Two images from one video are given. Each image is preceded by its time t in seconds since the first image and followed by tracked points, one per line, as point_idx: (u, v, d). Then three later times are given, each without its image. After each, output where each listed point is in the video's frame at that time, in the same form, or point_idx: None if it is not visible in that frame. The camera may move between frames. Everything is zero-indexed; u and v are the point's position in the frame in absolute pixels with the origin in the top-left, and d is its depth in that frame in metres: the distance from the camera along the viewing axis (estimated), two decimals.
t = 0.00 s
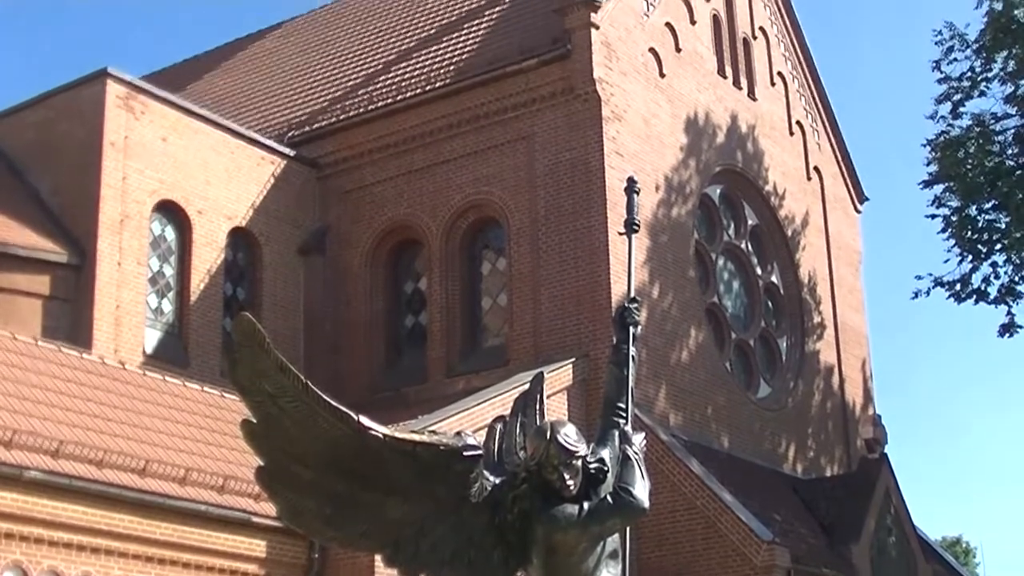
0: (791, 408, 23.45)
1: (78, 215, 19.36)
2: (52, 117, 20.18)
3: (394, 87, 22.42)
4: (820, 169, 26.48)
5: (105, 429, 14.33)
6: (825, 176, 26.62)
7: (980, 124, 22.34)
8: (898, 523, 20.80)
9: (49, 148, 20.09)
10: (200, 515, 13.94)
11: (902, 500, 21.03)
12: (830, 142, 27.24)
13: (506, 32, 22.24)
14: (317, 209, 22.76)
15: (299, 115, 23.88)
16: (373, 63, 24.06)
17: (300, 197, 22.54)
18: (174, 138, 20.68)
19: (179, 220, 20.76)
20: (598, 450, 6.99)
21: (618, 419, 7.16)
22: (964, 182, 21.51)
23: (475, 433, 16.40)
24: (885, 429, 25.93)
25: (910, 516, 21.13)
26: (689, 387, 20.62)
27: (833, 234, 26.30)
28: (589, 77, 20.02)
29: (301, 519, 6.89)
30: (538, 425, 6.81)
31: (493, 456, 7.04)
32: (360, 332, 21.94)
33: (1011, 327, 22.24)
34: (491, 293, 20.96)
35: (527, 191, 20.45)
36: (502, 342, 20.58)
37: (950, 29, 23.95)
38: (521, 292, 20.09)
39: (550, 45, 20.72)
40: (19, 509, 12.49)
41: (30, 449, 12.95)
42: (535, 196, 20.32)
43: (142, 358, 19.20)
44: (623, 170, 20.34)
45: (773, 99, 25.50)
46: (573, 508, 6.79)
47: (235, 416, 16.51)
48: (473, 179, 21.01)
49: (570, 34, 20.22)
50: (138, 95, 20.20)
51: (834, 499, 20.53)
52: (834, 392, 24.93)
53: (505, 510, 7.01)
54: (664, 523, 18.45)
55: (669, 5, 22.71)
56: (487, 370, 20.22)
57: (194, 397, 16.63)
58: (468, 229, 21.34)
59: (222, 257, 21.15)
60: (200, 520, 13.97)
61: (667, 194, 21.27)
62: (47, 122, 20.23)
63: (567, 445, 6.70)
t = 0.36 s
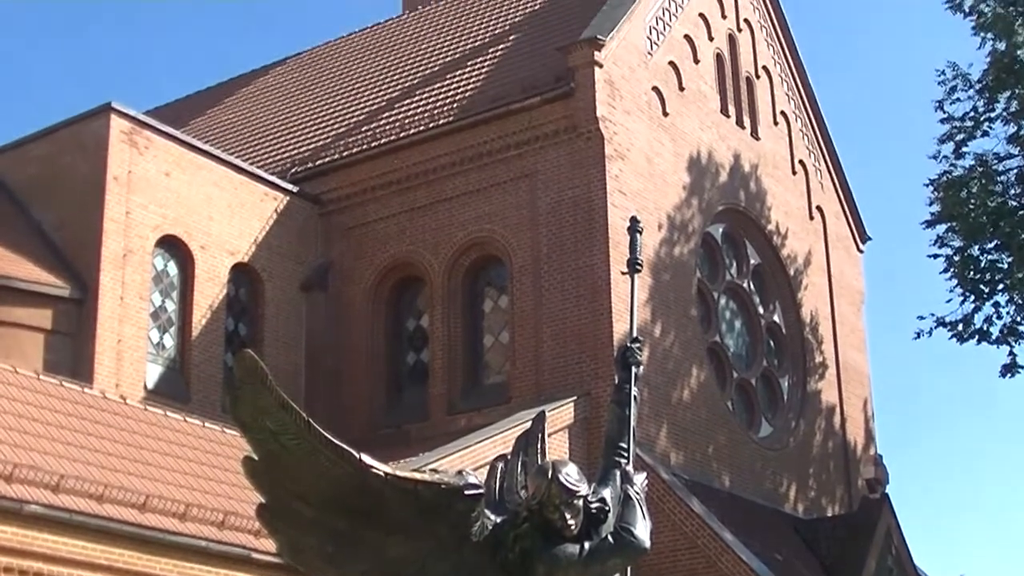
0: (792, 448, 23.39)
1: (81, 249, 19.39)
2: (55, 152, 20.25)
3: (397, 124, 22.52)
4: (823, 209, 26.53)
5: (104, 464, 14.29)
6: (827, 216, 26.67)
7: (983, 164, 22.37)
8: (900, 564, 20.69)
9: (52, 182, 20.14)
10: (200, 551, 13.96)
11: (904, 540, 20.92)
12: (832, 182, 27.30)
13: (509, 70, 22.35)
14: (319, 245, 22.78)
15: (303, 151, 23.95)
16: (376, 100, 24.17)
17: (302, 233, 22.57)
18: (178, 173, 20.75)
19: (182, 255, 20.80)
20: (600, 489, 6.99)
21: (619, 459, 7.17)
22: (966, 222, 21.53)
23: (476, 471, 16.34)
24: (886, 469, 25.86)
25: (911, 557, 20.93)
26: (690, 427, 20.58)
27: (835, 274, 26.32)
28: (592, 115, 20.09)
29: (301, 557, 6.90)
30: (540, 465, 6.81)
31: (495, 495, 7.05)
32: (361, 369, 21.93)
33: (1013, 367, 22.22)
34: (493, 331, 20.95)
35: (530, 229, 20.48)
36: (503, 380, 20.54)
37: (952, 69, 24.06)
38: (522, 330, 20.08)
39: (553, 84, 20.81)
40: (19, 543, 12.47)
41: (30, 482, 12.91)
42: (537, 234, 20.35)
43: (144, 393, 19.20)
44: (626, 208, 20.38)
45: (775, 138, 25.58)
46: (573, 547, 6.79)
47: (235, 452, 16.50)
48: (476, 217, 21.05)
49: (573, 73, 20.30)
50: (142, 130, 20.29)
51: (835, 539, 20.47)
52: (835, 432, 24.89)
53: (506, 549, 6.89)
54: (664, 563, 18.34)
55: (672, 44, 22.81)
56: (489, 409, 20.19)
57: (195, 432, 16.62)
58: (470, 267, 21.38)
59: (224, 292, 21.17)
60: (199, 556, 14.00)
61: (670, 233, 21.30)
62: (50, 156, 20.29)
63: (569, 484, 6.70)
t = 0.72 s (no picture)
0: (797, 485, 23.32)
1: (85, 286, 19.41)
2: (59, 189, 20.34)
3: (401, 162, 22.58)
4: (827, 246, 26.54)
5: (108, 501, 14.27)
6: (832, 253, 26.67)
7: (987, 201, 22.38)
8: None
9: (56, 219, 20.21)
10: None
11: None
12: (837, 219, 27.32)
13: (513, 108, 22.43)
14: (323, 282, 22.80)
15: (308, 188, 24.01)
16: (381, 137, 24.25)
17: (306, 270, 22.59)
18: (182, 210, 20.82)
19: (186, 292, 20.82)
20: (604, 528, 6.83)
21: (624, 497, 7.12)
22: (970, 259, 21.52)
23: (481, 509, 16.30)
24: (891, 506, 25.74)
25: None
26: (694, 464, 20.52)
27: (840, 311, 26.30)
28: (596, 152, 20.15)
29: None
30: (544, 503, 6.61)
31: (498, 534, 6.74)
32: (364, 405, 21.89)
33: (1018, 405, 22.17)
34: (497, 369, 20.92)
35: (534, 266, 20.50)
36: (508, 418, 20.52)
37: (955, 106, 24.14)
38: (527, 368, 20.06)
39: (558, 121, 20.88)
40: None
41: (34, 520, 12.89)
42: (542, 272, 20.37)
43: (148, 430, 19.20)
44: (631, 246, 20.40)
45: (779, 175, 25.63)
46: None
47: (239, 489, 16.47)
48: (480, 254, 21.08)
49: (578, 110, 20.41)
50: (147, 167, 20.38)
51: None
52: (840, 469, 24.79)
53: None
54: None
55: (676, 82, 22.89)
56: (493, 446, 20.14)
57: (199, 469, 16.59)
58: (475, 304, 21.38)
59: (229, 329, 21.18)
60: None
61: (674, 270, 21.31)
62: (54, 193, 20.37)
63: (573, 522, 6.48)
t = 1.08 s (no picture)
0: (800, 524, 23.23)
1: (87, 321, 19.41)
2: (62, 224, 20.38)
3: (404, 200, 22.64)
4: (830, 285, 26.55)
5: (109, 538, 14.23)
6: (834, 291, 26.68)
7: (989, 239, 22.39)
8: None
9: (59, 255, 20.24)
10: None
11: None
12: (839, 258, 27.33)
13: (516, 146, 22.51)
14: (325, 320, 22.81)
15: (311, 225, 24.05)
16: (384, 175, 24.32)
17: (309, 307, 22.61)
18: (185, 247, 20.87)
19: (188, 328, 20.82)
20: (607, 567, 6.88)
21: (627, 536, 7.07)
22: (973, 297, 21.57)
23: (483, 547, 16.24)
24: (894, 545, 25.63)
25: None
26: (696, 502, 20.45)
27: (842, 350, 26.29)
28: (600, 190, 20.20)
29: None
30: (545, 543, 6.57)
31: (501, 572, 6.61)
32: (366, 442, 21.85)
33: (1020, 444, 22.11)
34: (500, 407, 20.92)
35: (537, 304, 20.51)
36: (510, 455, 20.49)
37: (958, 145, 24.23)
38: (529, 405, 20.03)
39: (561, 160, 20.95)
40: None
41: (35, 556, 12.85)
42: (544, 310, 20.38)
43: (149, 467, 19.17)
44: (634, 285, 20.42)
45: (782, 214, 25.68)
46: None
47: (240, 527, 16.42)
48: (483, 292, 21.09)
49: (581, 148, 20.49)
50: (150, 204, 20.45)
51: None
52: (842, 507, 24.69)
53: None
54: None
55: (680, 120, 22.97)
56: (495, 484, 20.09)
57: (200, 506, 16.54)
58: (477, 342, 21.37)
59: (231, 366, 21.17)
60: None
61: (676, 308, 21.32)
62: (57, 229, 20.42)
63: (575, 561, 6.43)
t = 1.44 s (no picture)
0: (803, 558, 23.17)
1: (89, 358, 19.44)
2: (65, 261, 20.45)
3: (406, 236, 22.67)
4: (832, 319, 26.55)
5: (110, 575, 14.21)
6: (837, 325, 26.67)
7: (991, 273, 22.40)
8: None
9: (62, 291, 20.29)
10: None
11: None
12: (842, 291, 27.33)
13: (518, 182, 22.57)
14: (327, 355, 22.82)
15: (313, 261, 24.07)
16: (386, 211, 24.36)
17: (311, 343, 22.62)
18: (187, 284, 20.90)
19: (191, 365, 20.82)
20: None
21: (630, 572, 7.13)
22: (975, 331, 21.58)
23: None
24: None
25: None
26: (699, 537, 20.40)
27: (845, 384, 26.26)
28: (601, 226, 20.25)
29: None
30: None
31: None
32: (368, 478, 21.83)
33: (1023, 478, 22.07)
34: (502, 443, 20.91)
35: (539, 339, 20.52)
36: (512, 491, 20.46)
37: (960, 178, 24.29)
38: (531, 441, 20.03)
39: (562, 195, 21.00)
40: None
41: None
42: (546, 345, 20.38)
43: (151, 504, 19.15)
44: (636, 320, 20.43)
45: (784, 248, 25.71)
46: None
47: (242, 564, 16.38)
48: (485, 327, 21.11)
49: (582, 183, 20.55)
50: (152, 241, 20.51)
51: None
52: (846, 542, 24.62)
53: None
54: None
55: (681, 155, 23.05)
56: (498, 520, 20.06)
57: (203, 543, 16.51)
58: (479, 378, 21.36)
59: (233, 403, 21.18)
60: None
61: (679, 343, 21.33)
62: (59, 265, 20.48)
63: None
